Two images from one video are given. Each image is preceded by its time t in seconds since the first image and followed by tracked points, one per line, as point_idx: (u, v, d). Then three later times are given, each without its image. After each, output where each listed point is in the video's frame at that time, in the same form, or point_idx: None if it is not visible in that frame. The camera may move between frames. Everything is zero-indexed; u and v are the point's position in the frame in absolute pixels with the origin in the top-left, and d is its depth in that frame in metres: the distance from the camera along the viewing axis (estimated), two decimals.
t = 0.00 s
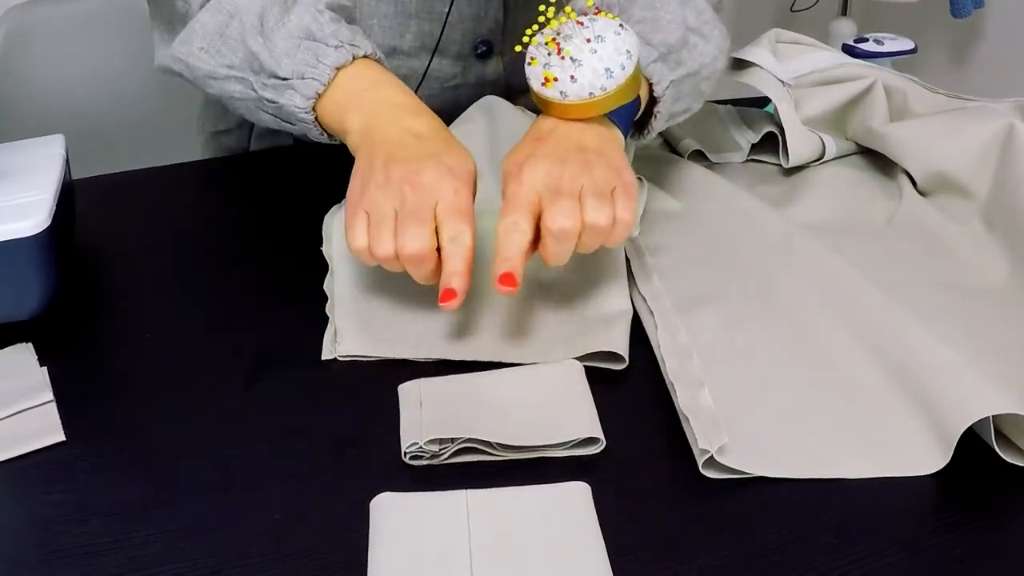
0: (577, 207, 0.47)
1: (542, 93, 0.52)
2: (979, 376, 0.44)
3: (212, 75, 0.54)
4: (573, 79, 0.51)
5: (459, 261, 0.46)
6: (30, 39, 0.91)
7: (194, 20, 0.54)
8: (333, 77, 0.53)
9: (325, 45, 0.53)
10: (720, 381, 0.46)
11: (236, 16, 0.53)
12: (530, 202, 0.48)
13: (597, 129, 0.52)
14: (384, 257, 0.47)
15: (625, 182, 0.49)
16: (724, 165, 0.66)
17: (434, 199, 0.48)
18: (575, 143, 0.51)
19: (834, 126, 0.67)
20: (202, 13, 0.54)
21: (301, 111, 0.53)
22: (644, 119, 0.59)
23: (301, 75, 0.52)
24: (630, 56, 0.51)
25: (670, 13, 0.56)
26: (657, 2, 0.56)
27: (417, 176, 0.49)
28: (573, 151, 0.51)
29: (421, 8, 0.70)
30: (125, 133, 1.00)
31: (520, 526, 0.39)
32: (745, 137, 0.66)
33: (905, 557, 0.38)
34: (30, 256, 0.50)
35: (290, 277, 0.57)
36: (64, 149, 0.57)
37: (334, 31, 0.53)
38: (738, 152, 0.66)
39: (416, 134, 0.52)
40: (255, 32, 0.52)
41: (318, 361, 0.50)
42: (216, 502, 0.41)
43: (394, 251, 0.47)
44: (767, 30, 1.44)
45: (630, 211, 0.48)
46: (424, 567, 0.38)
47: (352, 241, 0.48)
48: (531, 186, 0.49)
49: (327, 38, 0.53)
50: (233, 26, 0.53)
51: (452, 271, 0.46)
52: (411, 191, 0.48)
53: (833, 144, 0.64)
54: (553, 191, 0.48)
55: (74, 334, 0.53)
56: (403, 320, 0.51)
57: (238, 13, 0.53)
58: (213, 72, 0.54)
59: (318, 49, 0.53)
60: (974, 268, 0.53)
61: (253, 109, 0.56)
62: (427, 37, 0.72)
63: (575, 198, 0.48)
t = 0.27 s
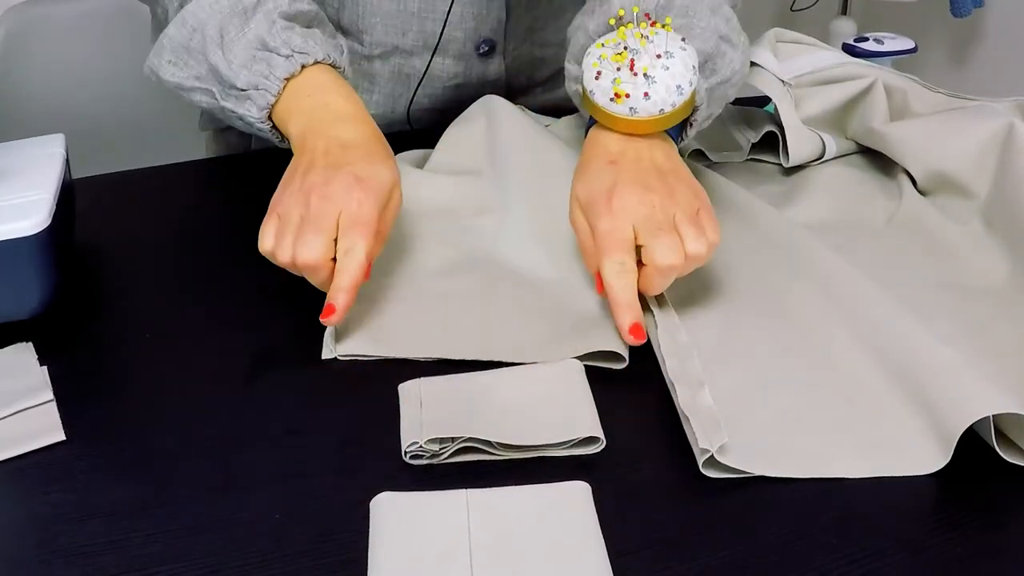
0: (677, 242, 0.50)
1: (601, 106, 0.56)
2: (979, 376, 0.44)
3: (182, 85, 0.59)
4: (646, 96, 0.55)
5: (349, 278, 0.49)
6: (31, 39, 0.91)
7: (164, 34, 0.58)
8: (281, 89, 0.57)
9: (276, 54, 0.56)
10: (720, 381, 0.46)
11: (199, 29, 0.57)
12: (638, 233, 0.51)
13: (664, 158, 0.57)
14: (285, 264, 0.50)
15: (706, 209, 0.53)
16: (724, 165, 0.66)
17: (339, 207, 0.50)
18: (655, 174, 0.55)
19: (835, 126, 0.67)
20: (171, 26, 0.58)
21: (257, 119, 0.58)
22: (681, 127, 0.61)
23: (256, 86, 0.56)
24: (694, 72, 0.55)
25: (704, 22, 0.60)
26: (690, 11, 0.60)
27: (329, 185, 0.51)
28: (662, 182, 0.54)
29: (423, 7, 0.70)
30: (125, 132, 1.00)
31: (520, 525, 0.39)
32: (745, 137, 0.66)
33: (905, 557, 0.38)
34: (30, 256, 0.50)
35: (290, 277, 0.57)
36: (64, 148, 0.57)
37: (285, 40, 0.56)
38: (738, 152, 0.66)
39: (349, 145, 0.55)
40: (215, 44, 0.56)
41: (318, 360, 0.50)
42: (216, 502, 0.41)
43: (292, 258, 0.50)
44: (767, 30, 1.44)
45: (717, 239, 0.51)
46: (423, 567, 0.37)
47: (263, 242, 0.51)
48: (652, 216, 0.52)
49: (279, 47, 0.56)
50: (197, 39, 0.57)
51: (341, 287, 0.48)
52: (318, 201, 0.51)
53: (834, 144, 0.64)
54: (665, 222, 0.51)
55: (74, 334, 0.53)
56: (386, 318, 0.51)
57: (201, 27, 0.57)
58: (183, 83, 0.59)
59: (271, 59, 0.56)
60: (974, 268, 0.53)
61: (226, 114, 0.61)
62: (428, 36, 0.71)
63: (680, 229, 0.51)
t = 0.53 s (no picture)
0: (656, 239, 0.50)
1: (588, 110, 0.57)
2: (979, 377, 0.44)
3: (182, 89, 0.59)
4: (632, 98, 0.55)
5: (361, 293, 0.49)
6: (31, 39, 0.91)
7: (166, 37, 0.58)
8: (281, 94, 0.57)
9: (278, 59, 0.57)
10: (720, 382, 0.46)
11: (200, 33, 0.57)
12: (617, 234, 0.51)
13: (649, 158, 0.57)
14: (290, 274, 0.50)
15: (689, 211, 0.53)
16: (724, 165, 0.66)
17: (343, 218, 0.51)
18: (639, 174, 0.55)
19: (834, 126, 0.67)
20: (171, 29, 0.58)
21: (257, 125, 0.58)
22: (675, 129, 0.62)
23: (258, 91, 0.56)
24: (682, 75, 0.56)
25: (700, 24, 0.59)
26: (686, 14, 0.59)
27: (331, 194, 0.52)
28: (646, 181, 0.54)
29: (425, 8, 0.70)
30: (125, 133, 1.00)
31: (520, 525, 0.39)
32: (746, 137, 0.66)
33: (905, 557, 0.38)
34: (30, 256, 0.50)
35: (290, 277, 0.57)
36: (63, 148, 0.57)
37: (287, 45, 0.56)
38: (738, 152, 0.66)
39: (350, 150, 0.55)
40: (216, 48, 0.56)
41: (318, 360, 0.50)
42: (216, 502, 0.41)
43: (297, 268, 0.50)
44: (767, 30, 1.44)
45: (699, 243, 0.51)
46: (424, 567, 0.37)
47: (267, 251, 0.51)
48: (632, 217, 0.52)
49: (281, 52, 0.57)
50: (198, 42, 0.57)
51: (353, 301, 0.49)
52: (320, 210, 0.51)
53: (834, 144, 0.64)
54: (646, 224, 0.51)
55: (74, 334, 0.53)
56: (389, 320, 0.51)
57: (202, 31, 0.57)
58: (183, 87, 0.59)
59: (272, 63, 0.56)
60: (974, 268, 0.53)
61: (225, 120, 0.61)
62: (429, 36, 0.72)
63: (661, 231, 0.51)
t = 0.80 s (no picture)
0: (668, 258, 0.51)
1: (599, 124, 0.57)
2: (979, 376, 0.44)
3: (179, 101, 0.59)
4: (643, 114, 0.55)
5: (348, 302, 0.50)
6: (32, 39, 0.91)
7: (162, 49, 0.58)
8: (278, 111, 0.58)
9: (272, 76, 0.57)
10: (720, 382, 0.46)
11: (196, 47, 0.57)
12: (629, 249, 0.52)
13: (661, 174, 0.58)
14: (280, 284, 0.51)
15: (700, 226, 0.54)
16: (724, 165, 0.66)
17: (333, 229, 0.52)
18: (650, 189, 0.56)
19: (834, 126, 0.67)
20: (168, 41, 0.58)
21: (252, 140, 0.59)
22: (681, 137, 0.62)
23: (252, 107, 0.57)
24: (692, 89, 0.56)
25: (705, 32, 0.60)
26: (691, 22, 0.60)
27: (321, 206, 0.53)
28: (657, 197, 0.55)
29: (424, 7, 0.70)
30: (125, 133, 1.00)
31: (520, 525, 0.39)
32: (746, 137, 0.66)
33: (905, 557, 0.38)
34: (30, 256, 0.50)
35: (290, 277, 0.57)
36: (63, 148, 0.57)
37: (281, 63, 0.57)
38: (738, 152, 0.66)
39: (340, 168, 0.56)
40: (211, 63, 0.56)
41: (318, 360, 0.50)
42: (216, 502, 0.41)
43: (288, 279, 0.51)
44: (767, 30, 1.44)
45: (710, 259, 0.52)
46: (424, 567, 0.37)
47: (257, 262, 0.52)
48: (645, 232, 0.53)
49: (275, 69, 0.57)
50: (194, 56, 0.57)
51: (339, 310, 0.50)
52: (311, 222, 0.52)
53: (834, 144, 0.64)
54: (658, 238, 0.52)
55: (74, 334, 0.53)
56: (389, 322, 0.51)
57: (197, 45, 0.56)
58: (180, 99, 0.59)
59: (267, 81, 0.57)
60: (974, 268, 0.53)
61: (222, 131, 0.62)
62: (429, 36, 0.71)
63: (672, 246, 0.52)
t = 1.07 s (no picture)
0: (673, 261, 0.51)
1: (604, 128, 0.58)
2: (979, 376, 0.44)
3: (176, 106, 0.59)
4: (648, 119, 0.56)
5: (348, 301, 0.50)
6: (31, 39, 0.91)
7: (160, 54, 0.58)
8: (274, 115, 0.58)
9: (269, 83, 0.57)
10: (720, 381, 0.46)
11: (193, 52, 0.57)
12: (635, 249, 0.53)
13: (665, 176, 0.58)
14: (278, 284, 0.51)
15: (704, 228, 0.54)
16: (724, 165, 0.66)
17: (331, 229, 0.52)
18: (654, 191, 0.56)
19: (834, 126, 0.67)
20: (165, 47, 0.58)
21: (249, 147, 0.59)
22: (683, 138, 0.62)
23: (249, 113, 0.57)
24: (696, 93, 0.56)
25: (706, 34, 0.60)
26: (693, 23, 0.60)
27: (319, 206, 0.53)
28: (662, 198, 0.56)
29: (423, 6, 0.70)
30: (124, 133, 1.00)
31: (520, 525, 0.39)
32: (746, 137, 0.66)
33: (905, 557, 0.38)
34: (30, 256, 0.50)
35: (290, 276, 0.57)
36: (63, 148, 0.57)
37: (278, 69, 0.57)
38: (738, 152, 0.66)
39: (338, 170, 0.56)
40: (208, 69, 0.56)
41: (318, 360, 0.50)
42: (216, 502, 0.41)
43: (286, 279, 0.51)
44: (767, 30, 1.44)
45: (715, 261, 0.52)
46: (424, 566, 0.37)
47: (253, 263, 0.52)
48: (652, 233, 0.53)
49: (272, 76, 0.57)
50: (190, 61, 0.57)
51: (340, 310, 0.50)
52: (309, 222, 0.52)
53: (834, 143, 0.64)
54: (663, 240, 0.53)
55: (74, 334, 0.53)
56: (389, 321, 0.51)
57: (195, 50, 0.57)
58: (177, 105, 0.59)
59: (264, 87, 0.57)
60: (974, 268, 0.53)
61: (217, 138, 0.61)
62: (428, 35, 0.71)
63: (678, 248, 0.52)
